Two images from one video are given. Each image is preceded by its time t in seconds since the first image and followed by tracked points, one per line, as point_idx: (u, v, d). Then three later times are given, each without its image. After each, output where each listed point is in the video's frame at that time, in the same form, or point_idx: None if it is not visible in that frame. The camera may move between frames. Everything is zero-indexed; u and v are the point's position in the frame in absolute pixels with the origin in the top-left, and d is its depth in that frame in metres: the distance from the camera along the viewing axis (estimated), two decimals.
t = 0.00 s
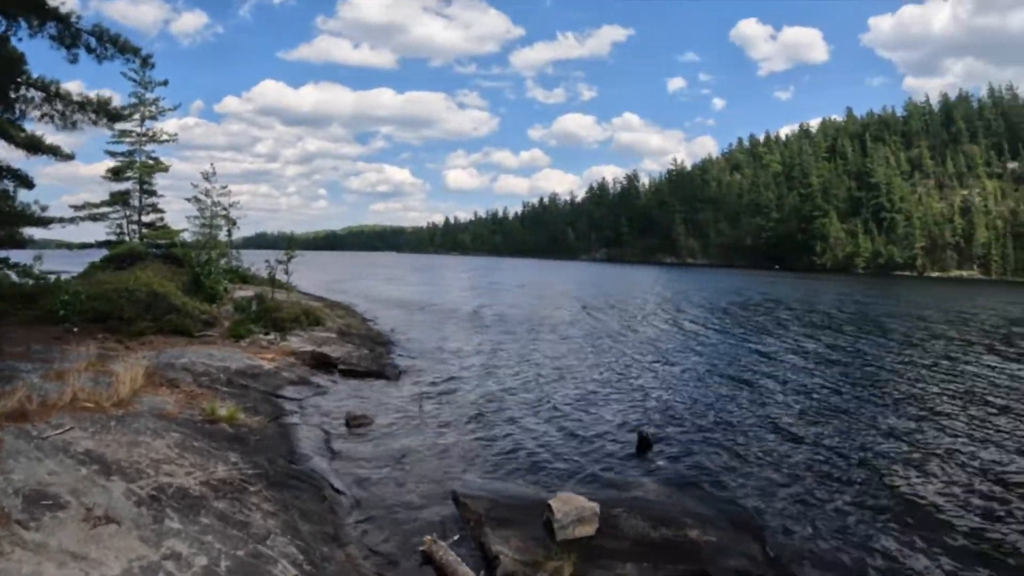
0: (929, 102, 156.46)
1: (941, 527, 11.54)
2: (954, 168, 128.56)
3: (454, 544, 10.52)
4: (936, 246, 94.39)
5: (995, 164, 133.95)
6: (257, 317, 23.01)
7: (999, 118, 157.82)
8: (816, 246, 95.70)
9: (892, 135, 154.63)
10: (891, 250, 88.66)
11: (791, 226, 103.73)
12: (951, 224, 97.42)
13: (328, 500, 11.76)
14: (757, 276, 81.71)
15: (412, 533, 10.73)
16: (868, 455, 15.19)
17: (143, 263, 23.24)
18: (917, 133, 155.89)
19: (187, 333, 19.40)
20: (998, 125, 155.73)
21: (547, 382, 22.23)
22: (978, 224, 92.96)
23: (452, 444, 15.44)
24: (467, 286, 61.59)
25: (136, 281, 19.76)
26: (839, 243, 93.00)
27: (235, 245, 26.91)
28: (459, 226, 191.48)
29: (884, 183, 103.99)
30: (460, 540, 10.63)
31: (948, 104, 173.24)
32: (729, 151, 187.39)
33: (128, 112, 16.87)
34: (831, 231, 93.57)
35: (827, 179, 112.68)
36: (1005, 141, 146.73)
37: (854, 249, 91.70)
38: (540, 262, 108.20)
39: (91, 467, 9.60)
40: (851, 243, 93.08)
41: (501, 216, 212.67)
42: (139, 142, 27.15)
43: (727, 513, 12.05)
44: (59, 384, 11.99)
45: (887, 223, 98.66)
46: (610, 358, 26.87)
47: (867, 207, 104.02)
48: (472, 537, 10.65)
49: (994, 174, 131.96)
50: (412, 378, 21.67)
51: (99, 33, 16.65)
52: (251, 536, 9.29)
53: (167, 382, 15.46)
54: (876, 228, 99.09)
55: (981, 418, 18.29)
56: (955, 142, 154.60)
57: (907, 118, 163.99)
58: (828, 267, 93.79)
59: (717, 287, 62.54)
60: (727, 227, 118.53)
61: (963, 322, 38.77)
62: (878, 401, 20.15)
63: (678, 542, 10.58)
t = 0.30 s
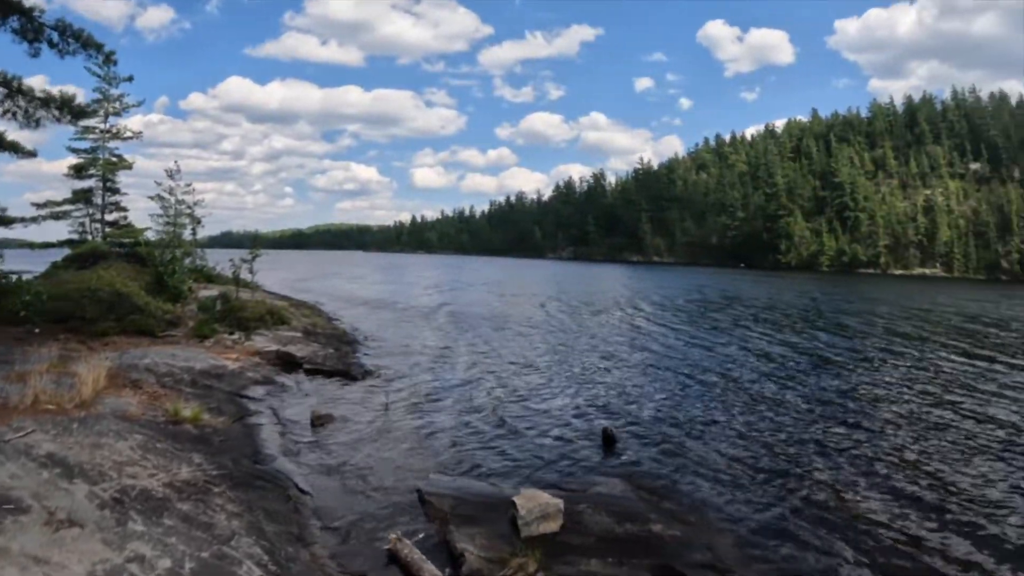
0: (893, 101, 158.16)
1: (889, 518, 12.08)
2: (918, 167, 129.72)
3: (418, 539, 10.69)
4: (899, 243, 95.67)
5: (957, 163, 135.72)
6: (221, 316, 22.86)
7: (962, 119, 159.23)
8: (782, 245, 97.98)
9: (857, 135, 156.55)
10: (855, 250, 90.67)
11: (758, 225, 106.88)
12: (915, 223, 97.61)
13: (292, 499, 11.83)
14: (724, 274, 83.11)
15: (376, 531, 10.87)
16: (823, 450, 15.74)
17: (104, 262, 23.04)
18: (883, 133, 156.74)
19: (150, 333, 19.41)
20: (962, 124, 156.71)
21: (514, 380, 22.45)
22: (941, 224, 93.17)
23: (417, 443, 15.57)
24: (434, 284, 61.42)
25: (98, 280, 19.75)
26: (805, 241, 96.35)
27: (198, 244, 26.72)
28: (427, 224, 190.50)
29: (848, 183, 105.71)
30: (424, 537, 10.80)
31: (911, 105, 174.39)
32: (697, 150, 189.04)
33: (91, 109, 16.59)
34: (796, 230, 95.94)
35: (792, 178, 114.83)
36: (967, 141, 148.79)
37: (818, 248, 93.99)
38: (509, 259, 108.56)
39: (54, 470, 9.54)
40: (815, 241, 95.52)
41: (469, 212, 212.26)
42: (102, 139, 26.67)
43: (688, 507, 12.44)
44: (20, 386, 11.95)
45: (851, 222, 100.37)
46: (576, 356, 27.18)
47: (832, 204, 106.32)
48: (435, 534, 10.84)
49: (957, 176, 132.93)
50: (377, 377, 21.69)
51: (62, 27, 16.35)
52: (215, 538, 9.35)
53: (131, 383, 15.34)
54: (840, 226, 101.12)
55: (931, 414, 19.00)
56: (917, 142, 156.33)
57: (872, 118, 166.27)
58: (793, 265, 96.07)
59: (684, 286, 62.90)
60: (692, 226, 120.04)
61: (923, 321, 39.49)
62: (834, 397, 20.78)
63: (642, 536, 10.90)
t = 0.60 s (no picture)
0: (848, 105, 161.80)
1: (831, 512, 12.65)
2: (871, 169, 133.34)
3: (373, 540, 10.85)
4: (853, 244, 96.22)
5: (909, 166, 139.84)
6: (175, 317, 22.58)
7: (916, 121, 161.66)
8: (738, 245, 101.68)
9: (813, 138, 160.25)
10: (810, 250, 93.18)
11: (713, 225, 109.98)
12: (869, 223, 97.71)
13: (247, 502, 11.87)
14: (683, 274, 84.76)
15: (331, 532, 11.00)
16: (773, 446, 16.33)
17: (56, 261, 22.77)
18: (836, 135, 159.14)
19: (103, 336, 19.32)
20: (916, 127, 159.13)
21: (474, 380, 22.60)
22: (894, 224, 93.54)
23: (375, 443, 15.68)
24: (391, 284, 61.09)
25: (49, 281, 19.60)
26: (760, 241, 99.35)
27: (152, 243, 26.38)
28: (386, 223, 189.00)
29: (802, 184, 108.32)
30: (379, 537, 10.96)
31: (865, 106, 176.15)
32: (657, 149, 191.10)
33: (45, 103, 16.16)
34: (752, 230, 100.25)
35: (746, 180, 117.49)
36: (920, 143, 153.09)
37: (772, 248, 96.76)
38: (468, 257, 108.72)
39: (6, 475, 9.42)
40: (770, 240, 99.06)
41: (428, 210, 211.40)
42: (55, 134, 26.01)
43: (641, 503, 12.83)
44: None
45: (805, 224, 104.21)
46: (535, 355, 27.48)
47: (785, 207, 111.06)
48: (391, 534, 11.00)
49: (909, 177, 137.63)
50: (335, 377, 21.68)
51: (14, 19, 15.89)
52: (169, 542, 9.34)
53: (83, 385, 15.12)
54: (795, 227, 103.52)
55: (876, 410, 19.80)
56: (870, 143, 159.46)
57: (827, 121, 169.85)
58: (747, 263, 99.69)
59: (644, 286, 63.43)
60: (648, 226, 121.83)
61: (872, 319, 40.67)
62: (786, 394, 21.47)
63: (597, 533, 11.24)
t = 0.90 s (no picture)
0: (796, 108, 166.45)
1: (772, 505, 13.25)
2: (818, 170, 137.53)
3: (322, 540, 10.97)
4: (800, 243, 99.34)
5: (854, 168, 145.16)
6: (121, 317, 22.21)
7: (862, 125, 167.07)
8: (686, 244, 104.26)
9: (761, 139, 164.74)
10: (758, 249, 96.10)
11: (662, 224, 112.29)
12: (815, 223, 100.71)
13: (194, 505, 11.88)
14: (635, 272, 86.38)
15: (279, 532, 11.12)
16: (719, 442, 16.92)
17: None
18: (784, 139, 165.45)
19: (47, 337, 19.13)
20: (862, 131, 165.16)
21: (427, 379, 22.79)
22: (840, 224, 96.56)
23: (326, 442, 15.78)
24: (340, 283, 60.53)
25: None
26: (708, 240, 102.39)
27: (97, 242, 25.96)
28: (338, 220, 186.43)
29: (750, 184, 111.16)
30: (328, 537, 11.08)
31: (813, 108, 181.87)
32: (611, 147, 193.23)
33: None
34: (701, 229, 103.20)
35: (695, 180, 120.35)
36: (865, 146, 158.79)
37: (720, 247, 99.70)
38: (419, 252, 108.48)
39: None
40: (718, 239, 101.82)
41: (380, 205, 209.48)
42: None
43: (585, 498, 13.28)
44: None
45: (753, 223, 106.43)
46: (487, 353, 27.81)
47: (735, 207, 112.64)
48: (339, 534, 11.15)
49: (854, 178, 143.16)
50: (286, 377, 21.63)
51: None
52: (115, 548, 9.47)
53: (26, 389, 14.87)
54: (743, 226, 106.38)
55: (816, 405, 20.66)
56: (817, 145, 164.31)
57: (775, 123, 174.53)
58: (695, 262, 102.60)
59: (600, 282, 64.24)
60: (598, 225, 123.60)
61: (816, 316, 42.24)
62: (730, 389, 22.26)
63: (543, 530, 11.60)
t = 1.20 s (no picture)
0: (736, 109, 171.38)
1: (703, 499, 13.89)
2: (756, 170, 141.93)
3: (260, 542, 11.11)
4: (738, 240, 102.34)
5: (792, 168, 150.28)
6: (55, 319, 21.68)
7: (799, 126, 173.12)
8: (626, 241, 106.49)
9: (701, 138, 169.02)
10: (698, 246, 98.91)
11: (602, 221, 113.98)
12: (754, 221, 103.93)
13: (131, 512, 11.86)
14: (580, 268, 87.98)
15: (217, 535, 11.22)
16: (655, 437, 17.58)
17: None
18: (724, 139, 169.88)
19: None
20: (799, 133, 171.17)
21: (369, 377, 22.90)
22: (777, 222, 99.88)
23: (266, 443, 15.82)
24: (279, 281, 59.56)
25: None
26: (648, 237, 104.85)
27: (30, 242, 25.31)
28: (280, 216, 182.80)
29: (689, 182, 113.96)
30: (265, 540, 11.22)
31: (751, 109, 187.75)
32: (557, 143, 194.72)
33: None
34: (640, 226, 105.11)
35: (636, 179, 122.71)
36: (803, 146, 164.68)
37: (660, 244, 102.26)
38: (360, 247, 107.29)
39: None
40: (658, 237, 104.09)
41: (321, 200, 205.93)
42: None
43: (521, 493, 13.76)
44: None
45: (692, 219, 109.01)
46: (430, 351, 28.03)
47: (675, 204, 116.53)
48: (277, 536, 11.30)
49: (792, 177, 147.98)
50: (225, 378, 21.45)
51: None
52: (50, 557, 9.42)
53: None
54: (682, 224, 109.07)
55: (747, 399, 21.64)
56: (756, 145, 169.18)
57: (715, 122, 179.17)
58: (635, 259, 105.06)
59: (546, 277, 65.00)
60: (539, 223, 124.68)
61: (753, 312, 43.80)
62: (668, 384, 23.10)
63: (478, 525, 12.01)
